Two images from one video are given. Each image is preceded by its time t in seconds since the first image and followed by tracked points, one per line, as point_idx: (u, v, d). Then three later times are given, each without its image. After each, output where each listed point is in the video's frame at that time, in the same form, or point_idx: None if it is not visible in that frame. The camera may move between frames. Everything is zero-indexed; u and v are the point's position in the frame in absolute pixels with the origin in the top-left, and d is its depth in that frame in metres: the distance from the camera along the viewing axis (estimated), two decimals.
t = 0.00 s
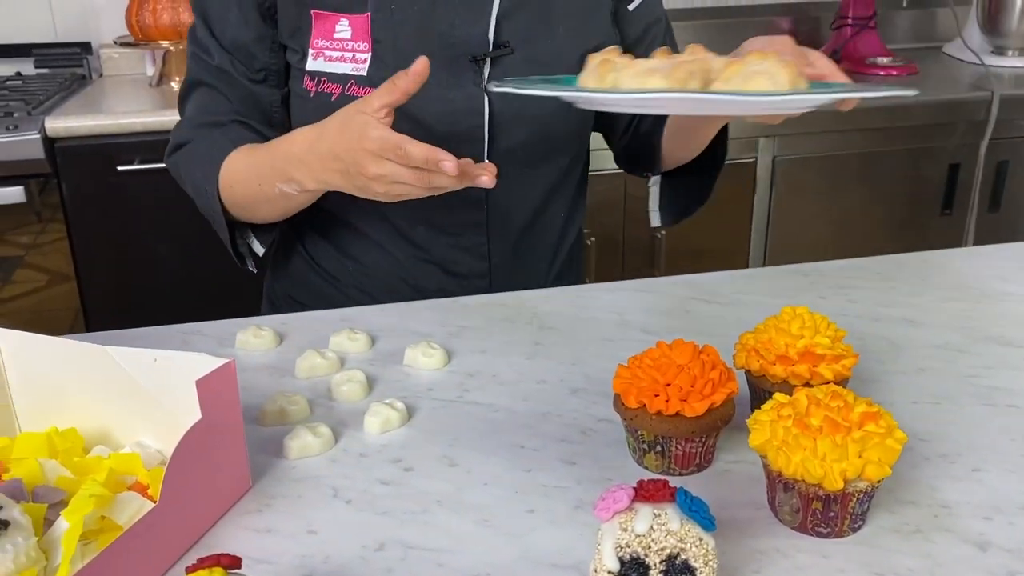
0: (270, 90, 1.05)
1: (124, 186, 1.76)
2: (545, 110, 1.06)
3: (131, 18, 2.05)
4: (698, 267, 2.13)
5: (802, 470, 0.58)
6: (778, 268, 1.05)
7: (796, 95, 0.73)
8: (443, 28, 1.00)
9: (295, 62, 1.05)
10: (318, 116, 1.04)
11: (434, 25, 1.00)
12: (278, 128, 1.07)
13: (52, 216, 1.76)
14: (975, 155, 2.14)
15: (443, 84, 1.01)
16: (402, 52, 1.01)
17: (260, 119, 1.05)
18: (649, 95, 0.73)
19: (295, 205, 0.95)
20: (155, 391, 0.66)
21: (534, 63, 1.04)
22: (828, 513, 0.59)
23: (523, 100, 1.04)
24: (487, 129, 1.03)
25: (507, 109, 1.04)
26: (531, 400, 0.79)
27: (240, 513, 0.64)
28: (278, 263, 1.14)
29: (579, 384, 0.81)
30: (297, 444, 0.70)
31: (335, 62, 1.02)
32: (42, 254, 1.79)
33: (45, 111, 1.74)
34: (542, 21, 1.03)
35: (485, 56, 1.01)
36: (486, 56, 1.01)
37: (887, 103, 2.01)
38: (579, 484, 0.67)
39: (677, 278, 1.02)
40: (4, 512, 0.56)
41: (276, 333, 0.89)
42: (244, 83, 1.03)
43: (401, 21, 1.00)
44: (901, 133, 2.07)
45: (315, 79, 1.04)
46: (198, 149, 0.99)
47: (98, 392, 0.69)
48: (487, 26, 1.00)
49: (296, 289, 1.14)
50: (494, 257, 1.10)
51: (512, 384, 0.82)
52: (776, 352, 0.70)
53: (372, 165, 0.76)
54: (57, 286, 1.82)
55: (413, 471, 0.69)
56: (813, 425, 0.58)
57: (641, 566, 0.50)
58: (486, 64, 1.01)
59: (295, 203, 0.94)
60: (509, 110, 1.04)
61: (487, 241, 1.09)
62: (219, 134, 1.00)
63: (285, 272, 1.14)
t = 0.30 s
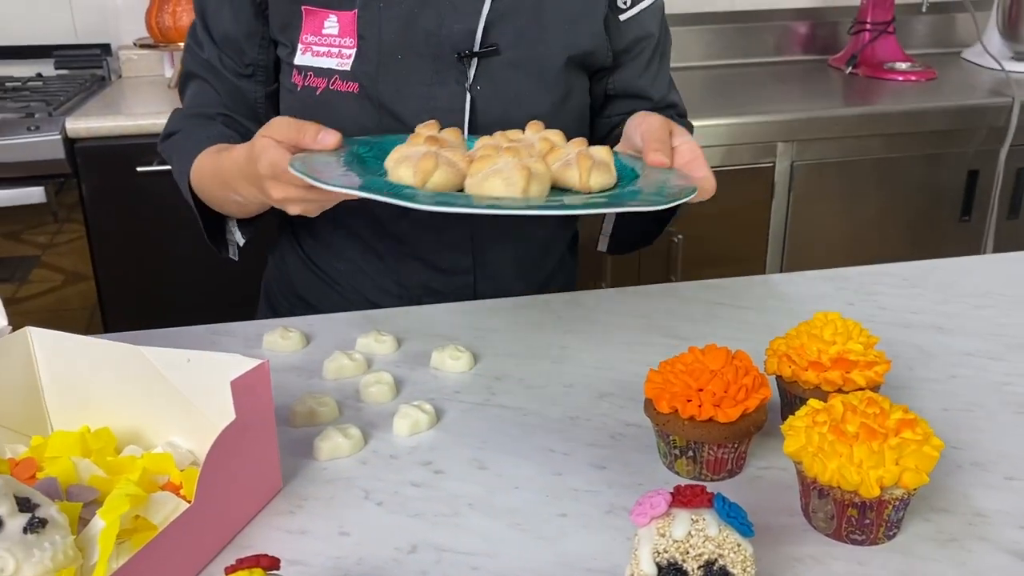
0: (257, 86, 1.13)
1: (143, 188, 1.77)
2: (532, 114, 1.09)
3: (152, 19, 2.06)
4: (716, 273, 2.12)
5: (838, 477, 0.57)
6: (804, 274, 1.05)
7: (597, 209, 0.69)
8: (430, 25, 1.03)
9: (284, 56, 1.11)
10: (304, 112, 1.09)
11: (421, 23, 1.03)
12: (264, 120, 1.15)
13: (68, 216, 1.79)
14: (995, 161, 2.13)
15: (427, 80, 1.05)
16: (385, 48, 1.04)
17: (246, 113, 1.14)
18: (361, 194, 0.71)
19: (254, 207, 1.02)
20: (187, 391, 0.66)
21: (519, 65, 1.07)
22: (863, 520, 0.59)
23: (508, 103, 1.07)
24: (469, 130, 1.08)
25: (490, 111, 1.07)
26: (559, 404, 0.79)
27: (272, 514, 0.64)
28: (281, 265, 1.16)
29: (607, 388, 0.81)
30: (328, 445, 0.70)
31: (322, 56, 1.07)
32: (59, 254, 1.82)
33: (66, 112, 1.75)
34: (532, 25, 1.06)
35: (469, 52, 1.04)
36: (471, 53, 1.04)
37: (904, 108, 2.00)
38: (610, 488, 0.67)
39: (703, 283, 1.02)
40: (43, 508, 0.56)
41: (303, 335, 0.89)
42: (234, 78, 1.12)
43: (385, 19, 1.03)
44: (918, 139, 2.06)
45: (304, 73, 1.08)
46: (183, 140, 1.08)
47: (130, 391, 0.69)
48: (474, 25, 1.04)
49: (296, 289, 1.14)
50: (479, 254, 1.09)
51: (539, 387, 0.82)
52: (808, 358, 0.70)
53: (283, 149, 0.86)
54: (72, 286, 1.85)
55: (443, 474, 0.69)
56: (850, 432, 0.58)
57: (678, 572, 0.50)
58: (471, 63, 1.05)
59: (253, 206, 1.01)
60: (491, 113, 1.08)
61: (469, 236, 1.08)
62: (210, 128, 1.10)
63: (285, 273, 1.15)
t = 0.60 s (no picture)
0: (282, 81, 1.15)
1: (167, 185, 1.77)
2: (547, 120, 1.07)
3: (175, 18, 2.07)
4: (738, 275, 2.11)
5: (882, 479, 0.57)
6: (835, 275, 1.04)
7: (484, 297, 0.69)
8: (451, 30, 1.03)
9: (307, 52, 1.12)
10: (321, 109, 1.10)
11: (442, 26, 1.04)
12: (291, 116, 1.17)
13: (89, 215, 1.78)
14: (1020, 164, 2.12)
15: (442, 84, 1.05)
16: (404, 48, 1.05)
17: (267, 107, 1.15)
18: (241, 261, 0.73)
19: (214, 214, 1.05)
20: (226, 384, 0.66)
21: (535, 78, 1.06)
22: (907, 523, 0.58)
23: (522, 111, 1.06)
24: (481, 136, 1.07)
25: (505, 120, 1.06)
26: (593, 403, 0.79)
27: (310, 509, 0.64)
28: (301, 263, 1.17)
29: (641, 389, 0.81)
30: (364, 442, 0.70)
31: (342, 55, 1.08)
32: (80, 251, 1.80)
33: (90, 109, 1.76)
34: (555, 28, 1.05)
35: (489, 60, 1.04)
36: (490, 60, 1.04)
37: (927, 111, 1.99)
38: (648, 488, 0.66)
39: (735, 284, 1.02)
40: (87, 501, 0.56)
41: (335, 332, 0.89)
42: (258, 73, 1.14)
43: (407, 21, 1.04)
44: (943, 142, 2.04)
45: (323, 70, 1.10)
46: (204, 132, 1.12)
47: (168, 385, 0.69)
48: (494, 31, 1.04)
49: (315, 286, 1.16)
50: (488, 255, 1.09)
51: (572, 386, 0.82)
52: (848, 360, 0.69)
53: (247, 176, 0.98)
54: (95, 283, 1.84)
55: (479, 471, 0.69)
56: (894, 434, 0.57)
57: (725, 573, 0.50)
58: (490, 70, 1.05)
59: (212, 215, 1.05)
60: (505, 126, 1.07)
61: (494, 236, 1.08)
62: (230, 121, 1.13)
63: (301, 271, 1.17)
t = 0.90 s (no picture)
0: (314, 69, 1.14)
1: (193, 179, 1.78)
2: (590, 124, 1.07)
3: (201, 13, 2.07)
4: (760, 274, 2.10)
5: (932, 479, 0.56)
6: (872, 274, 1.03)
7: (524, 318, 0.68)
8: (504, 38, 1.03)
9: (349, 50, 1.12)
10: (362, 112, 1.10)
11: (493, 36, 1.04)
12: (315, 103, 1.15)
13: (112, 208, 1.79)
14: None
15: (490, 98, 1.05)
16: (452, 58, 1.05)
17: (295, 91, 1.13)
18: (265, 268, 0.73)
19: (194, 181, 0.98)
20: (269, 377, 0.67)
21: (591, 89, 1.06)
22: (956, 524, 0.57)
23: (572, 127, 1.07)
24: (527, 152, 1.08)
25: (552, 136, 1.07)
26: (631, 401, 0.78)
27: (351, 503, 0.64)
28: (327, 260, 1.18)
29: (679, 386, 0.80)
30: (403, 436, 0.70)
31: (387, 57, 1.08)
32: (103, 247, 1.81)
33: (117, 104, 1.78)
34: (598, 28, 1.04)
35: (540, 75, 1.04)
36: (541, 75, 1.04)
37: (957, 110, 1.96)
38: (689, 486, 0.66)
39: (769, 282, 1.01)
40: (132, 491, 0.56)
41: (369, 326, 0.89)
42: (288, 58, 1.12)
43: (458, 27, 1.04)
44: (972, 142, 2.02)
45: (368, 72, 1.10)
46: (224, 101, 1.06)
47: (208, 377, 0.69)
48: (548, 45, 1.03)
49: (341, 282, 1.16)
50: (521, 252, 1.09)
51: (609, 382, 0.81)
52: (892, 358, 0.68)
53: (219, 149, 0.89)
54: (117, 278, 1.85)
55: (518, 467, 0.68)
56: (944, 433, 0.57)
57: (774, 571, 0.49)
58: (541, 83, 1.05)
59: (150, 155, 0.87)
60: (553, 139, 1.07)
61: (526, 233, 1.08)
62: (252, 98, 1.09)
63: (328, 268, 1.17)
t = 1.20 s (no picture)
0: (351, 65, 1.13)
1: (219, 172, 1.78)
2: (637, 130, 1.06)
3: (227, 8, 2.08)
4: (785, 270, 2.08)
5: (990, 478, 0.55)
6: (911, 271, 1.02)
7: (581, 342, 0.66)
8: (554, 47, 1.02)
9: (393, 52, 1.11)
10: (406, 116, 1.10)
11: (544, 44, 1.02)
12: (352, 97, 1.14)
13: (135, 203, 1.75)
14: None
15: (538, 110, 1.05)
16: (502, 69, 1.04)
17: (331, 84, 1.12)
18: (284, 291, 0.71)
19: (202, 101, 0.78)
20: (313, 370, 0.66)
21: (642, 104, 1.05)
22: (1013, 524, 0.56)
23: (621, 141, 1.06)
24: (574, 169, 1.07)
25: (602, 148, 1.06)
26: (672, 397, 0.77)
27: (394, 496, 0.64)
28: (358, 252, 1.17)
29: (721, 383, 0.79)
30: (444, 430, 0.70)
31: (434, 63, 1.08)
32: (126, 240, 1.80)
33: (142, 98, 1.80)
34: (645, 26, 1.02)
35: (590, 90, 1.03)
36: (591, 90, 1.03)
37: (988, 107, 1.93)
38: (736, 483, 0.65)
39: (807, 279, 1.00)
40: (179, 482, 0.56)
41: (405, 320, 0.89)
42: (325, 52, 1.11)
43: (509, 35, 1.03)
44: (1002, 139, 1.99)
45: (412, 77, 1.09)
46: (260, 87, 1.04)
47: (250, 368, 0.69)
48: (601, 57, 1.02)
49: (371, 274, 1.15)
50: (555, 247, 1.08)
51: (650, 378, 0.80)
52: (942, 355, 0.67)
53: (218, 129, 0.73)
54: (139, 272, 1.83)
55: (561, 462, 0.68)
56: (1002, 432, 0.56)
57: (832, 569, 0.48)
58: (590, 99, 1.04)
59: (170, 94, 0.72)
60: (603, 154, 1.06)
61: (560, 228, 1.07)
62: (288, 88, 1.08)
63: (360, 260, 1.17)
